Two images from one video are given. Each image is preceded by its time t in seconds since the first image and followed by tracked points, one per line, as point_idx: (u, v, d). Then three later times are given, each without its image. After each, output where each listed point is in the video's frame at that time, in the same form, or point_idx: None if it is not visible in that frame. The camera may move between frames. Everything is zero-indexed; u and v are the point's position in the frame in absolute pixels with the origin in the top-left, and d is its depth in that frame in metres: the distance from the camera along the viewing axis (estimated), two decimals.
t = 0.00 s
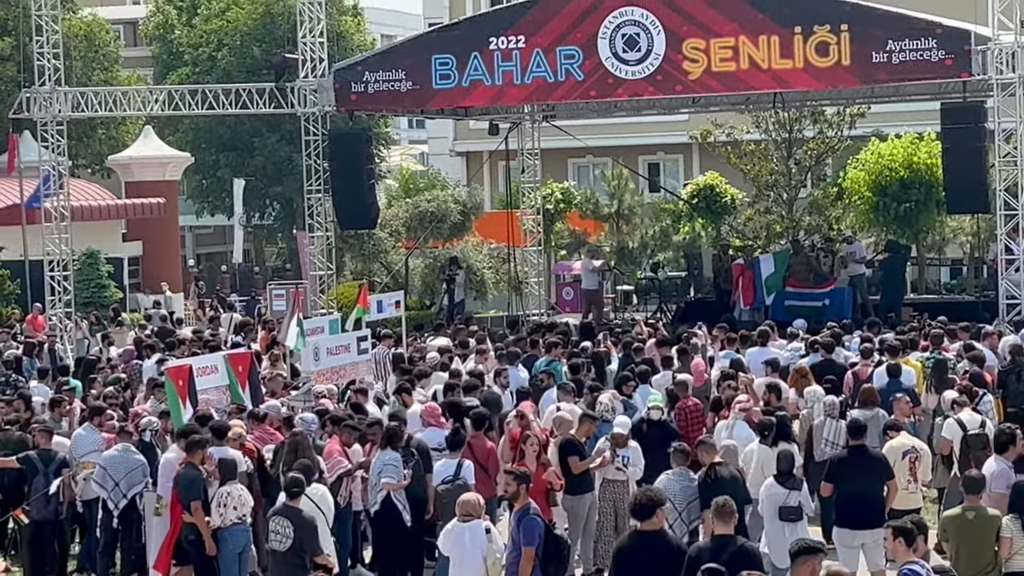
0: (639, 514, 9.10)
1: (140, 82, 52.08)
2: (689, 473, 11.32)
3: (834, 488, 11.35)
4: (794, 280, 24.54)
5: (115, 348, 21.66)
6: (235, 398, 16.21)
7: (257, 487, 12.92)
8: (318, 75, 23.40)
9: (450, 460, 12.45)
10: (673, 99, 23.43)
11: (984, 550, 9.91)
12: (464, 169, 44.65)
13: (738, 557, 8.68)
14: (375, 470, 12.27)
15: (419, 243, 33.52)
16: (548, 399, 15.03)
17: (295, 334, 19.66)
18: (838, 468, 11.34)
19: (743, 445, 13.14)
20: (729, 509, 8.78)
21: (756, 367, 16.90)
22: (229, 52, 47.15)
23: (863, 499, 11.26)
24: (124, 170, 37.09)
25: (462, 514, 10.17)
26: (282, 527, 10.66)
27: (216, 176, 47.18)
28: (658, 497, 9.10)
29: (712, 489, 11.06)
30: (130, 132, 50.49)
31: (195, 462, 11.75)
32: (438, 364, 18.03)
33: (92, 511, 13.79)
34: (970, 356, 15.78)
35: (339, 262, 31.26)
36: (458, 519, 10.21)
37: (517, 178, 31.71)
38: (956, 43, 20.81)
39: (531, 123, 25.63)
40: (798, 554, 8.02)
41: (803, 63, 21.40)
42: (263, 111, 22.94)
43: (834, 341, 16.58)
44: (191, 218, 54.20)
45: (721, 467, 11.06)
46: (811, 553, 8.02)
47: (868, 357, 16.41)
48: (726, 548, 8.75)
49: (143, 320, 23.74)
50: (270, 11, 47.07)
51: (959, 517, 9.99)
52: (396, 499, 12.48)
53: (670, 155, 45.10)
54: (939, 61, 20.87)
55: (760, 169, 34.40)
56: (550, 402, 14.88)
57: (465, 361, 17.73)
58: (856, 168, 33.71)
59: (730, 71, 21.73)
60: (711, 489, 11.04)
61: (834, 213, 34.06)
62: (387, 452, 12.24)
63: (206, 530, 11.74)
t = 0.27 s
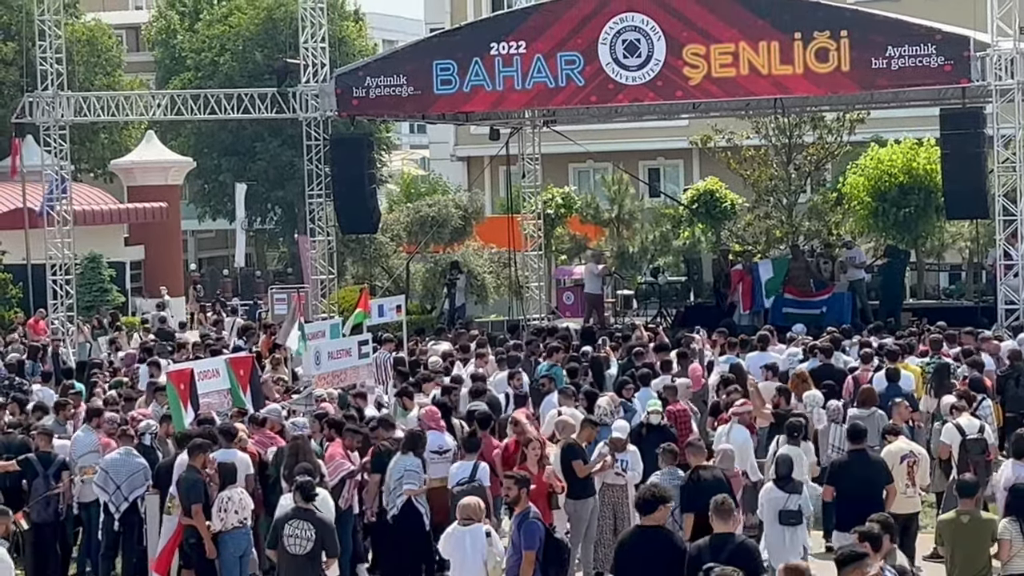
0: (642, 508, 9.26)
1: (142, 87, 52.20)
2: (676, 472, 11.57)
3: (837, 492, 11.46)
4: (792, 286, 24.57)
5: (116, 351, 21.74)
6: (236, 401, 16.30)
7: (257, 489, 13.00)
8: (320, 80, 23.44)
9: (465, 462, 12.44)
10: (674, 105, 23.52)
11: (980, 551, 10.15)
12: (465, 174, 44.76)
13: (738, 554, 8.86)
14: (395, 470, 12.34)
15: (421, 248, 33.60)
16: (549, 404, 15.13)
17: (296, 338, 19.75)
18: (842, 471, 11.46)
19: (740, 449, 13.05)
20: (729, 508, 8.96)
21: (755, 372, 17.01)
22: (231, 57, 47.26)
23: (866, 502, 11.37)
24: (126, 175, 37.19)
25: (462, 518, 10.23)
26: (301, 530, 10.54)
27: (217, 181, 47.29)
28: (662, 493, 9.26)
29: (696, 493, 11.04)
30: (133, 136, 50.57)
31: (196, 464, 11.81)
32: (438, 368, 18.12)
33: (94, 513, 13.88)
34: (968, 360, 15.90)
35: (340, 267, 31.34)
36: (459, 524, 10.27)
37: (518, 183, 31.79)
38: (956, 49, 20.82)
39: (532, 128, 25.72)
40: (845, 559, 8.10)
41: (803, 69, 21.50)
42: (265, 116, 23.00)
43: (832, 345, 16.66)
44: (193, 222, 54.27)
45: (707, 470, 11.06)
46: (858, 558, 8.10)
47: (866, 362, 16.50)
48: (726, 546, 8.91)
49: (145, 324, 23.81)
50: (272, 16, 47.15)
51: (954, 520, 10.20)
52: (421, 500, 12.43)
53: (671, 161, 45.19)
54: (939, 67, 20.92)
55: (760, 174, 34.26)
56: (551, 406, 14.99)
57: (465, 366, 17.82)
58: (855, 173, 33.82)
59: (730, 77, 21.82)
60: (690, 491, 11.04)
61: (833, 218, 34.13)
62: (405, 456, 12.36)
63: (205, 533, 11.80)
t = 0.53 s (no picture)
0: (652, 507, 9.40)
1: (139, 90, 52.26)
2: (658, 477, 11.48)
3: (834, 495, 11.46)
4: (789, 290, 24.54)
5: (112, 355, 21.77)
6: (233, 405, 16.35)
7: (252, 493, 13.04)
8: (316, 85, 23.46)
9: (469, 467, 12.29)
10: (669, 110, 23.59)
11: (968, 557, 10.15)
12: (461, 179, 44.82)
13: (737, 552, 9.03)
14: (403, 470, 12.33)
15: (417, 253, 33.67)
16: (546, 409, 15.20)
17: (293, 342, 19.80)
18: (838, 476, 11.48)
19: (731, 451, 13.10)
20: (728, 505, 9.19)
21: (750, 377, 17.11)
22: (228, 61, 47.31)
23: (865, 507, 11.42)
24: (123, 178, 37.24)
25: (458, 522, 10.29)
26: (307, 534, 10.62)
27: (213, 185, 47.35)
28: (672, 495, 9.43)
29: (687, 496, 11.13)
30: (130, 140, 50.64)
31: (192, 469, 11.95)
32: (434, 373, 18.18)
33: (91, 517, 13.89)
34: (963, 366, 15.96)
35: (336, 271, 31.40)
36: (454, 527, 10.32)
37: (514, 188, 31.85)
38: (951, 55, 20.98)
39: (528, 133, 25.79)
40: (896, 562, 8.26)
41: (799, 75, 21.56)
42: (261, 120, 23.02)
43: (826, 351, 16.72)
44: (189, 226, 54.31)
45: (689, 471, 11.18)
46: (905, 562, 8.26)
47: (861, 367, 16.55)
48: (725, 543, 9.06)
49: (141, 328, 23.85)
50: (269, 20, 47.18)
51: (943, 525, 10.17)
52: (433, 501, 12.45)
53: (667, 166, 45.28)
54: (934, 74, 21.04)
55: (755, 180, 34.24)
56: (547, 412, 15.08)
57: (461, 370, 17.87)
58: (852, 180, 33.95)
59: (726, 83, 21.90)
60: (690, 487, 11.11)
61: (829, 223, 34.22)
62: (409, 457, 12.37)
63: (201, 537, 11.86)
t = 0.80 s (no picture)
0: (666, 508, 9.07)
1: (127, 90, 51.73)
2: (644, 480, 11.06)
3: (837, 504, 10.94)
4: (789, 296, 24.15)
5: (94, 359, 21.28)
6: (218, 410, 15.88)
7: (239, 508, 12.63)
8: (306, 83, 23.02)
9: (468, 472, 11.78)
10: (667, 110, 23.11)
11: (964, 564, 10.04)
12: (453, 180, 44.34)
13: (746, 557, 8.66)
14: (405, 476, 11.89)
15: (408, 255, 33.20)
16: (541, 414, 14.75)
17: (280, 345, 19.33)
18: (838, 484, 10.97)
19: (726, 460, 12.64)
20: (739, 511, 8.85)
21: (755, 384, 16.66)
22: (216, 60, 46.80)
23: (867, 517, 10.94)
24: (108, 179, 36.72)
25: (449, 531, 9.83)
26: (289, 544, 10.05)
27: (200, 186, 46.84)
28: (682, 497, 9.14)
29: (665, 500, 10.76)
30: (116, 140, 50.11)
31: (177, 477, 11.48)
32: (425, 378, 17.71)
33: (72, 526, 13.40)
34: (967, 373, 15.48)
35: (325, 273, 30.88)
36: (445, 537, 9.85)
37: (507, 189, 31.36)
38: (954, 55, 20.52)
39: (523, 133, 25.31)
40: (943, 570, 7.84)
41: (799, 75, 21.09)
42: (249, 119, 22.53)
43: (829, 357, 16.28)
44: (177, 228, 53.77)
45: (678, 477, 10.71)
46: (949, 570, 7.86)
47: (864, 374, 16.11)
48: (734, 549, 8.72)
49: (125, 331, 23.34)
50: (257, 18, 46.64)
51: (935, 534, 10.07)
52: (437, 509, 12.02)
53: (663, 167, 44.78)
54: (936, 74, 20.59)
55: (753, 182, 34.10)
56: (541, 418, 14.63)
57: (453, 375, 17.39)
58: (851, 182, 33.38)
59: (724, 83, 21.43)
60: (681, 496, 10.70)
61: (827, 227, 33.77)
62: (411, 462, 11.95)
63: (185, 547, 11.30)
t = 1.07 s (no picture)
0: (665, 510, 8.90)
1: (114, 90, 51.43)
2: (633, 483, 10.92)
3: (832, 510, 10.73)
4: (786, 300, 23.99)
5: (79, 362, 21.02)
6: (205, 414, 15.65)
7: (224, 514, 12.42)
8: (295, 83, 22.76)
9: (473, 477, 11.57)
10: (659, 112, 22.92)
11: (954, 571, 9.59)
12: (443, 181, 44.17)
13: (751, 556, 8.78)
14: (398, 480, 11.78)
15: (397, 257, 32.98)
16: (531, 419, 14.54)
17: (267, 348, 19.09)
18: (831, 490, 10.75)
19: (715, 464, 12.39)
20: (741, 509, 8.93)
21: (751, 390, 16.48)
22: (204, 60, 46.52)
23: (862, 521, 10.75)
24: (95, 179, 36.43)
25: (437, 536, 9.63)
26: (266, 550, 9.80)
27: (188, 186, 46.58)
28: (682, 501, 9.01)
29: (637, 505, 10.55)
30: (103, 140, 49.89)
31: (164, 481, 11.22)
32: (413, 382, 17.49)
33: (57, 532, 13.10)
34: (962, 377, 15.28)
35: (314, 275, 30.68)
36: (434, 542, 9.64)
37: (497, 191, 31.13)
38: (949, 57, 20.32)
39: (514, 134, 25.10)
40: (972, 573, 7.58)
41: (792, 77, 20.92)
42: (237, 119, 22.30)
43: (823, 362, 16.08)
44: (165, 229, 53.53)
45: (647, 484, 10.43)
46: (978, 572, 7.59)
47: (858, 379, 15.93)
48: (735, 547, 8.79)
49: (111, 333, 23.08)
50: (246, 17, 46.44)
51: (925, 539, 9.67)
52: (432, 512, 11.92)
53: (655, 170, 44.62)
54: (931, 76, 20.40)
55: (746, 184, 33.55)
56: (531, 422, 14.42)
57: (442, 379, 17.17)
58: (845, 185, 33.22)
59: (717, 84, 21.24)
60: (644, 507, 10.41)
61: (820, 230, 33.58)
62: (404, 465, 11.82)
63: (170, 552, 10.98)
